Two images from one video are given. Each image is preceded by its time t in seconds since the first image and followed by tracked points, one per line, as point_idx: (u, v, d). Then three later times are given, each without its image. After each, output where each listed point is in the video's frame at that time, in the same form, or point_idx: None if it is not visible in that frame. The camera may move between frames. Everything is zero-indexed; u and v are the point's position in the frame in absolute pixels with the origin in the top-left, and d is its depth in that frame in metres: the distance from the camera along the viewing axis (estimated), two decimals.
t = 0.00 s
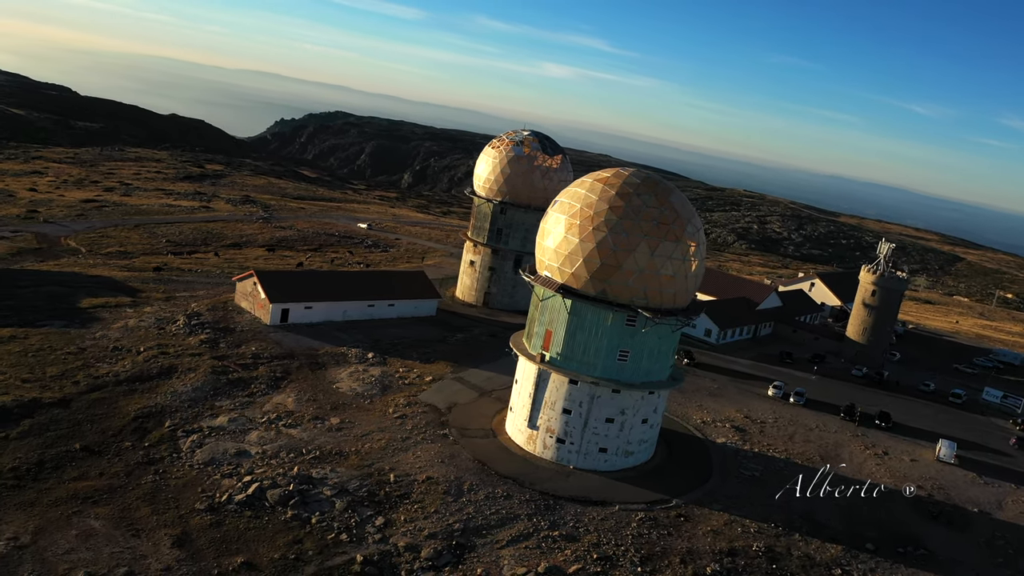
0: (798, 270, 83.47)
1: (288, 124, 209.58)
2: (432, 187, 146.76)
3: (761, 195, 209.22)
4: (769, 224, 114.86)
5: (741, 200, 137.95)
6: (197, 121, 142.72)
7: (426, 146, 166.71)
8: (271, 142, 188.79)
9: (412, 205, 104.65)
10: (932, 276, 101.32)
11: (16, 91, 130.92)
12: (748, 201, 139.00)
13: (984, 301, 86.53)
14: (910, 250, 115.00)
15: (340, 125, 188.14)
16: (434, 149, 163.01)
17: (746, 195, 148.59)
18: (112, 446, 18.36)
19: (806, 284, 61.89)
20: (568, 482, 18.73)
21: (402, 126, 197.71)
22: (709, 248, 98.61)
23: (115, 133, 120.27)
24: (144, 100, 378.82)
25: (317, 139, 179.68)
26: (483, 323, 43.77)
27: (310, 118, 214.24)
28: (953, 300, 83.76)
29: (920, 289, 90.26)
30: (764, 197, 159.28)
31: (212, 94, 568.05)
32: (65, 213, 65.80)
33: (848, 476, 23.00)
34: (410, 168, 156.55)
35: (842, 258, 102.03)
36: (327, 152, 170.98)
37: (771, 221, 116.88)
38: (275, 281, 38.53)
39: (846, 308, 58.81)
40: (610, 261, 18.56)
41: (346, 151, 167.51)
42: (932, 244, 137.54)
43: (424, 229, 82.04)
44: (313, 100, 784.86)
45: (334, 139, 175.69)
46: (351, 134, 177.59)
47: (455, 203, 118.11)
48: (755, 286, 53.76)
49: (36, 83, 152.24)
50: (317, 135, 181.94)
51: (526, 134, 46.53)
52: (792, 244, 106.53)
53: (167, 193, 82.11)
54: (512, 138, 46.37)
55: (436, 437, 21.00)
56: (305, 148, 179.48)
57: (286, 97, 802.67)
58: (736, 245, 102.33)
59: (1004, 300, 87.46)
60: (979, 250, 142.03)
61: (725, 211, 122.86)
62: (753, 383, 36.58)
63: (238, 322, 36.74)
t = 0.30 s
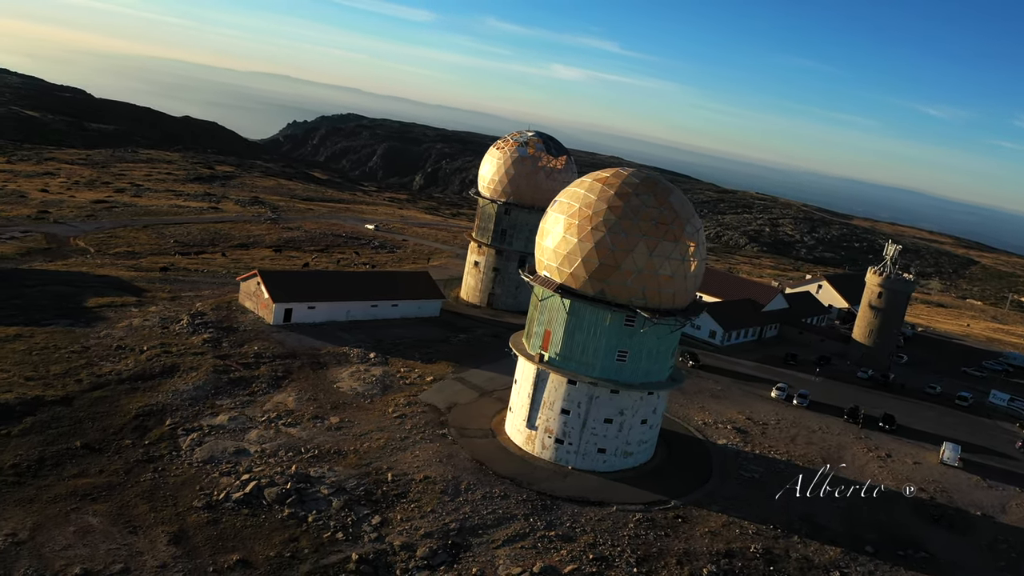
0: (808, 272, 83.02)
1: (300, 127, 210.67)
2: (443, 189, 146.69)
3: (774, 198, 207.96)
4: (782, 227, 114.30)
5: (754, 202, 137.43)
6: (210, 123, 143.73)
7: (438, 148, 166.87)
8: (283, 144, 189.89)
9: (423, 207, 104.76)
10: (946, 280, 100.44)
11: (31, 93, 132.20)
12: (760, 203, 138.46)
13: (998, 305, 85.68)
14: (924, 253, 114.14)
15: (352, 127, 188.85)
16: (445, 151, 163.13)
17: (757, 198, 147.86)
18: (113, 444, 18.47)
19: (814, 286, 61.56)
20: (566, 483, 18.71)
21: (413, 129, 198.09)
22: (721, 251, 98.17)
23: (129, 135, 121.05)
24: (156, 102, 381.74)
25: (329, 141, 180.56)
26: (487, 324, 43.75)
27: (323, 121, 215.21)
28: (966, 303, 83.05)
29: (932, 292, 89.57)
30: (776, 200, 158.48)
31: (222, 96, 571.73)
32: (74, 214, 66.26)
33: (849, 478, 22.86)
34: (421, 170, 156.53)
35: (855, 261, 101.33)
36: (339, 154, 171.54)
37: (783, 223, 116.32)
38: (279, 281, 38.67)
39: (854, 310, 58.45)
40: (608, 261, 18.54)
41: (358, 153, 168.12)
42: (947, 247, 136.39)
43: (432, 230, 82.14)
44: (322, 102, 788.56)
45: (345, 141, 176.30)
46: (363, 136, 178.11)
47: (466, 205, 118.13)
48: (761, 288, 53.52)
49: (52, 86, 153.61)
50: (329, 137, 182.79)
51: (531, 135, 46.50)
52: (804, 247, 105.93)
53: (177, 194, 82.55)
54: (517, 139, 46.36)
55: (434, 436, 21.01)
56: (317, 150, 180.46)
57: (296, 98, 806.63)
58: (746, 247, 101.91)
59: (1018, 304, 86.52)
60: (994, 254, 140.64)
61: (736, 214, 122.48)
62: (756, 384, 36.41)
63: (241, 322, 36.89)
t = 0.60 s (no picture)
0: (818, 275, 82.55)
1: (313, 129, 211.73)
2: (455, 191, 146.64)
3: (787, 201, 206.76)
4: (794, 230, 113.72)
5: (767, 205, 136.88)
6: (223, 126, 144.70)
7: (449, 150, 167.04)
8: (296, 146, 190.85)
9: (433, 209, 104.88)
10: (960, 284, 99.55)
11: (46, 96, 133.56)
12: (772, 206, 137.82)
13: (1012, 309, 84.80)
14: (938, 257, 113.24)
15: (364, 129, 189.51)
16: (457, 153, 163.23)
17: (769, 200, 147.14)
18: (113, 441, 18.58)
19: (821, 288, 61.21)
20: (564, 483, 18.68)
21: (425, 131, 198.46)
22: (731, 254, 97.80)
23: (144, 137, 121.86)
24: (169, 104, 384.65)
25: (341, 143, 181.32)
26: (490, 325, 43.74)
27: (335, 123, 216.00)
28: (979, 307, 82.25)
29: (945, 296, 88.81)
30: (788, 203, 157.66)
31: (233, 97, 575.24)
32: (84, 215, 66.74)
33: (849, 481, 22.68)
34: (433, 173, 156.49)
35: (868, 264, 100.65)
36: (351, 157, 172.22)
37: (795, 226, 115.74)
38: (282, 281, 38.82)
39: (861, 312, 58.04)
40: (607, 261, 18.51)
41: (370, 155, 168.74)
42: (962, 251, 135.23)
43: (439, 232, 82.20)
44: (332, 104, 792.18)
45: (357, 144, 177.02)
46: (375, 139, 178.66)
47: (476, 207, 118.15)
48: (767, 290, 53.23)
49: (66, 88, 155.17)
50: (341, 139, 183.62)
51: (536, 136, 46.45)
52: (817, 250, 105.33)
53: (188, 195, 83.02)
54: (521, 140, 46.32)
55: (433, 436, 21.02)
56: (330, 152, 181.28)
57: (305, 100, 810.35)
58: (757, 250, 101.49)
59: None
60: (1010, 257, 139.26)
61: (748, 217, 122.09)
62: (760, 386, 36.22)
63: (245, 321, 37.03)
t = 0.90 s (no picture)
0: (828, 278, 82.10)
1: (326, 131, 212.70)
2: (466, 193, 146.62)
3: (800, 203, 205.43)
4: (806, 233, 113.19)
5: (779, 208, 136.31)
6: (236, 128, 145.74)
7: (461, 153, 167.34)
8: (309, 148, 191.80)
9: (444, 211, 105.00)
10: (974, 287, 98.71)
11: (60, 98, 134.90)
12: (785, 209, 137.27)
13: None
14: (952, 260, 112.34)
15: (377, 132, 190.22)
16: (468, 155, 163.50)
17: (782, 203, 146.48)
18: (114, 439, 18.70)
19: (828, 290, 60.83)
20: (561, 483, 18.65)
21: (436, 133, 198.76)
22: (742, 256, 97.38)
23: (157, 139, 122.80)
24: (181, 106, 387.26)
25: (353, 145, 182.09)
26: (494, 326, 43.73)
27: (348, 126, 217.11)
28: (992, 311, 81.50)
29: (957, 299, 88.04)
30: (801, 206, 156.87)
31: (243, 99, 578.53)
32: (94, 215, 67.19)
33: (850, 483, 22.52)
34: (444, 175, 156.64)
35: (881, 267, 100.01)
36: (362, 159, 172.76)
37: (808, 229, 115.17)
38: (286, 281, 38.96)
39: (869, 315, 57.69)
40: (605, 260, 18.50)
41: (382, 157, 169.38)
42: (977, 254, 134.07)
43: (446, 233, 82.29)
44: (341, 106, 795.57)
45: (370, 146, 177.72)
46: (386, 141, 179.20)
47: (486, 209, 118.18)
48: (773, 291, 52.98)
49: (79, 91, 156.62)
50: (353, 142, 184.30)
51: (540, 137, 46.44)
52: (829, 253, 104.74)
53: (197, 196, 83.46)
54: (526, 141, 46.32)
55: (432, 436, 21.04)
56: (341, 154, 182.10)
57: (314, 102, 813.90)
58: (769, 254, 101.11)
59: None
60: None
61: (760, 219, 121.67)
62: (763, 388, 36.06)
63: (249, 321, 37.21)
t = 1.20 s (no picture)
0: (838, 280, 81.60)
1: (339, 133, 213.80)
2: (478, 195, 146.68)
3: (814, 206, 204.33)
4: (819, 235, 112.58)
5: (792, 211, 135.69)
6: (248, 130, 146.71)
7: (473, 155, 167.62)
8: (321, 150, 192.66)
9: (455, 213, 105.14)
10: (989, 291, 97.79)
11: (74, 99, 136.29)
12: (798, 211, 136.63)
13: None
14: (967, 263, 111.37)
15: (389, 134, 190.81)
16: (480, 157, 163.77)
17: (795, 205, 145.77)
18: (114, 437, 18.81)
19: (836, 292, 60.49)
20: (559, 483, 18.63)
21: (448, 135, 199.13)
22: (753, 259, 97.01)
23: (171, 141, 123.75)
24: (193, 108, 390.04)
25: (365, 147, 182.77)
26: (498, 326, 43.73)
27: (361, 128, 218.06)
28: (1006, 315, 80.70)
29: (970, 303, 87.25)
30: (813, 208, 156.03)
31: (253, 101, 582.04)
32: (104, 216, 67.68)
33: (851, 485, 22.35)
34: (456, 177, 156.81)
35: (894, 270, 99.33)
36: (374, 161, 173.31)
37: (821, 232, 114.53)
38: (289, 281, 39.10)
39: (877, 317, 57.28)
40: (603, 260, 18.48)
41: (394, 159, 169.97)
42: (992, 258, 132.85)
43: (454, 234, 82.36)
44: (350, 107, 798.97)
45: (382, 148, 178.40)
46: (398, 144, 179.72)
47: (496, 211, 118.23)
48: (779, 293, 52.70)
49: (93, 92, 158.10)
50: (366, 144, 184.90)
51: (545, 138, 46.38)
52: (842, 256, 104.09)
53: (207, 197, 83.92)
54: (531, 142, 46.27)
55: (430, 435, 21.05)
56: (353, 156, 182.77)
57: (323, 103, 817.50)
58: (781, 257, 100.76)
59: None
60: None
61: (772, 222, 121.18)
62: (767, 390, 35.88)
63: (253, 320, 37.38)
